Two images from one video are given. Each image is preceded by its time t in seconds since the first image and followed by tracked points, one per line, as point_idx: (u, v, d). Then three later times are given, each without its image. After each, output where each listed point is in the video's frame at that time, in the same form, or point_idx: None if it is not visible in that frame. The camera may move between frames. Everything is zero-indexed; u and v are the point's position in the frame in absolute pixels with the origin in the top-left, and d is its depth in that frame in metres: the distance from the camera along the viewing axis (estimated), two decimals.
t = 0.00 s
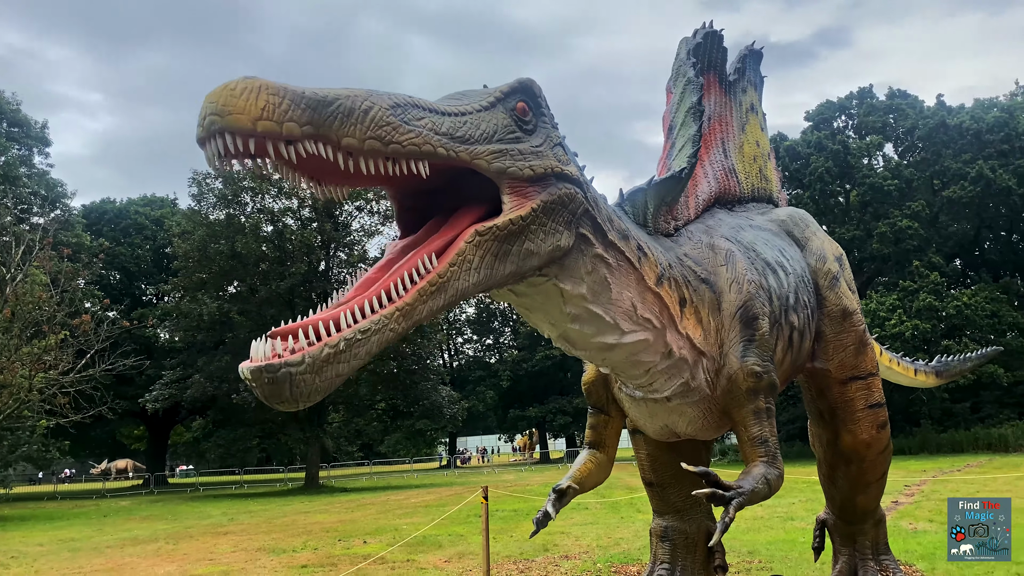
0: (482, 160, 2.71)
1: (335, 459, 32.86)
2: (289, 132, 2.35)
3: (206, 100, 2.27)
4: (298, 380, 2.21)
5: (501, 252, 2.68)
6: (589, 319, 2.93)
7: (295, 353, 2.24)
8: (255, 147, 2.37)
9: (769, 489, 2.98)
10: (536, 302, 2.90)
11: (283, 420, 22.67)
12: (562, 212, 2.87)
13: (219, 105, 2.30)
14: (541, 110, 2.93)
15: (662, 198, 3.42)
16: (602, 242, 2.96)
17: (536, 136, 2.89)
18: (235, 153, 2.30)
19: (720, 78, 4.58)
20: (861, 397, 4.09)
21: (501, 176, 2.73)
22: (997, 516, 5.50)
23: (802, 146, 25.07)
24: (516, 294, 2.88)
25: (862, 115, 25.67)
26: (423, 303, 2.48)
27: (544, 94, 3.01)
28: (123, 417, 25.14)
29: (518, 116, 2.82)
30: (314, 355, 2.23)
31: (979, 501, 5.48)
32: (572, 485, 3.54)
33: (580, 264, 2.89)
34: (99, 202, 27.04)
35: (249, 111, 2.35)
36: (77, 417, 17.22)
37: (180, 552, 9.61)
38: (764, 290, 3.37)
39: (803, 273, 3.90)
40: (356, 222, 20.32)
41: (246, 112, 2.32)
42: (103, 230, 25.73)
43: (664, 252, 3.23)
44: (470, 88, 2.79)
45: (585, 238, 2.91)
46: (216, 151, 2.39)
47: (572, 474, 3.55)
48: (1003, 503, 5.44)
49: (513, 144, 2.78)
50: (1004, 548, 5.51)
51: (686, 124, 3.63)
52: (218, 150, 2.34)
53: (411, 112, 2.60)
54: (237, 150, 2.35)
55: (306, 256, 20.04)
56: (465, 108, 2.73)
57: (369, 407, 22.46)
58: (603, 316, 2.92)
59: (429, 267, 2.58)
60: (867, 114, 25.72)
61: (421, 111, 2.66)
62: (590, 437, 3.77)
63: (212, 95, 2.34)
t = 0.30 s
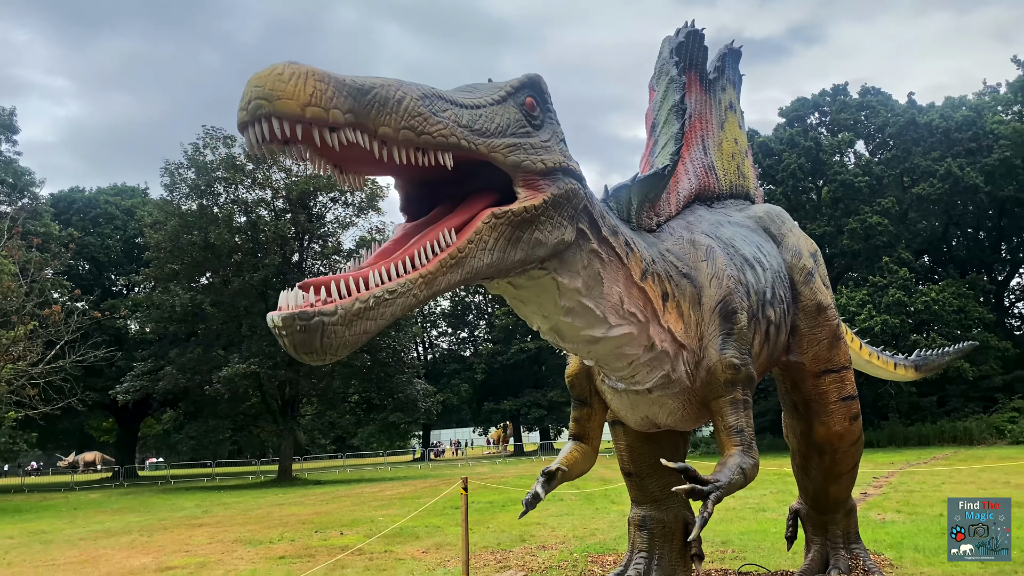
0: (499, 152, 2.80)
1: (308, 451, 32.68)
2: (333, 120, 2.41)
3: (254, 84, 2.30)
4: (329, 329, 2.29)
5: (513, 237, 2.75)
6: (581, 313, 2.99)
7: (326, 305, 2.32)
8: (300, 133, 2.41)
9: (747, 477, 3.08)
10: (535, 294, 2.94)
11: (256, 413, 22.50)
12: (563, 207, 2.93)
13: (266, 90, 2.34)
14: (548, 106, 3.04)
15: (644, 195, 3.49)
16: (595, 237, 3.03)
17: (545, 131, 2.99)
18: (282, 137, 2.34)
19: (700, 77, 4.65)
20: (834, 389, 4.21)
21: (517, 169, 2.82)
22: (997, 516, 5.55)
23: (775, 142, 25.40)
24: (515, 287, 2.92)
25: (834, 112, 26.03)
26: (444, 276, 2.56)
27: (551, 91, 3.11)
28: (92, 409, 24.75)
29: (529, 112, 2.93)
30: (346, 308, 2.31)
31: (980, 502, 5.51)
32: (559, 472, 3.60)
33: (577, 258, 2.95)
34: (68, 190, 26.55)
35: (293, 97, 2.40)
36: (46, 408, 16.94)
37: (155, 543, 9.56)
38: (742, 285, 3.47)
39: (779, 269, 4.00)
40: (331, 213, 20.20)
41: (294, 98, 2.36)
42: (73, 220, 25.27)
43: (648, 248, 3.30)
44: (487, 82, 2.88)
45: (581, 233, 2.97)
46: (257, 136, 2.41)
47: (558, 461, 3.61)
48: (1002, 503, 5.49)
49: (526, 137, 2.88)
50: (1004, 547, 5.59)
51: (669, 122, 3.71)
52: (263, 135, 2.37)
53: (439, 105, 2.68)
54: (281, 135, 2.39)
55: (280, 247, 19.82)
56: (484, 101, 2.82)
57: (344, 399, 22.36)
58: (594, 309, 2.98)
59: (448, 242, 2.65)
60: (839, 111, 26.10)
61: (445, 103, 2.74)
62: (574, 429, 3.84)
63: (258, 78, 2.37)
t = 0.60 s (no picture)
0: (517, 148, 2.92)
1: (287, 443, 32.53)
2: (386, 112, 2.49)
3: (312, 74, 2.36)
4: (372, 272, 2.37)
5: (529, 222, 2.82)
6: (575, 305, 3.05)
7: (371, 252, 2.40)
8: (354, 123, 2.49)
9: (727, 467, 3.18)
10: (536, 288, 2.99)
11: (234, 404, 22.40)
12: (566, 202, 3.00)
13: (323, 80, 2.41)
14: (555, 105, 3.18)
15: (630, 190, 3.56)
16: (591, 230, 3.09)
17: (553, 128, 3.12)
18: (341, 128, 2.42)
19: (684, 75, 4.72)
20: (812, 380, 4.32)
21: (534, 165, 2.95)
22: (997, 516, 5.52)
23: (754, 137, 25.64)
24: (517, 278, 2.96)
25: (813, 108, 26.32)
26: (469, 247, 2.65)
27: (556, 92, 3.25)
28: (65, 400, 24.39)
29: (540, 109, 3.07)
30: (387, 257, 2.40)
31: (980, 502, 5.46)
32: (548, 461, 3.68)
33: (576, 252, 3.01)
34: (42, 178, 26.12)
35: (350, 88, 2.47)
36: (20, 399, 16.71)
37: (136, 534, 9.52)
38: (724, 278, 3.57)
39: (759, 262, 4.09)
40: (311, 204, 20.09)
41: (351, 90, 2.44)
42: (47, 209, 24.87)
43: (635, 242, 3.37)
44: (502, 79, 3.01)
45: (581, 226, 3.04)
46: (308, 124, 2.47)
47: (547, 450, 3.69)
48: (1002, 503, 5.45)
49: (541, 133, 3.00)
50: (1002, 546, 5.61)
51: (655, 119, 3.78)
52: (319, 123, 2.44)
53: (468, 101, 2.80)
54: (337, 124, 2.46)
55: (258, 238, 19.64)
56: (502, 98, 2.94)
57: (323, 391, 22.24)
58: (587, 302, 3.05)
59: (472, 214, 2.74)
60: (818, 107, 26.40)
61: (469, 97, 2.86)
62: (562, 420, 3.92)
63: (317, 66, 2.43)
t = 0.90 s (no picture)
0: (523, 142, 2.97)
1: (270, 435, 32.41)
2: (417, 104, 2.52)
3: (352, 63, 2.35)
4: (401, 221, 2.40)
5: (532, 209, 2.85)
6: (563, 298, 3.07)
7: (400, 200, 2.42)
8: (389, 114, 2.50)
9: (706, 457, 3.26)
10: (529, 279, 3.00)
11: (217, 395, 22.33)
12: (561, 195, 3.04)
13: (362, 70, 2.41)
14: (554, 99, 3.24)
15: (615, 184, 3.62)
16: (580, 223, 3.14)
17: (552, 123, 3.18)
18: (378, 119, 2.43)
19: (668, 71, 4.79)
20: (791, 372, 4.41)
21: (538, 159, 3.01)
22: (998, 516, 5.16)
23: (738, 132, 25.81)
24: (511, 270, 2.96)
25: (797, 104, 26.52)
26: (485, 221, 2.68)
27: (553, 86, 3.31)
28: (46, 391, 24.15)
29: (542, 103, 3.13)
30: (415, 208, 2.44)
31: (980, 502, 5.10)
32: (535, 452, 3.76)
33: (567, 244, 3.05)
34: (23, 167, 25.80)
35: (387, 80, 2.47)
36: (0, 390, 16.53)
37: (119, 524, 9.49)
38: (706, 272, 3.66)
39: (740, 257, 4.18)
40: (296, 196, 20.01)
41: (389, 81, 2.44)
42: (28, 198, 24.60)
43: (619, 236, 3.42)
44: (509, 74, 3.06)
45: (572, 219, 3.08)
46: (345, 113, 2.46)
47: (533, 442, 3.76)
48: (1003, 503, 5.09)
49: (545, 127, 3.07)
50: (1003, 545, 5.25)
51: (640, 115, 3.85)
52: (356, 113, 2.43)
53: (484, 94, 2.85)
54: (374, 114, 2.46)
55: (243, 230, 19.53)
56: (510, 93, 2.99)
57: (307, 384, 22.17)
58: (575, 295, 3.08)
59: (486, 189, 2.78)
60: (802, 103, 26.60)
61: (484, 91, 2.90)
62: (548, 410, 3.99)
63: (355, 54, 2.42)
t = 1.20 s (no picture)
0: (513, 138, 2.98)
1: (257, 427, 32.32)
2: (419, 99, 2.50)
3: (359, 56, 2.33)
4: (402, 179, 2.43)
5: (520, 199, 2.86)
6: (544, 292, 3.09)
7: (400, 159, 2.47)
8: (390, 108, 2.48)
9: (682, 451, 3.31)
10: (512, 273, 3.00)
11: (203, 387, 22.26)
12: (547, 189, 3.05)
13: (365, 63, 2.38)
14: (541, 96, 3.26)
15: (595, 180, 3.64)
16: (560, 218, 3.15)
17: (540, 118, 3.19)
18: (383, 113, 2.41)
19: (650, 67, 4.81)
20: (770, 366, 4.46)
21: (528, 154, 3.02)
22: (998, 515, 5.10)
23: (727, 127, 25.91)
24: (496, 263, 2.96)
25: (785, 99, 26.61)
26: (478, 200, 2.69)
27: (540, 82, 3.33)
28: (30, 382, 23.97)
29: (529, 99, 3.14)
30: (414, 169, 2.46)
31: (980, 502, 5.02)
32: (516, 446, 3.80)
33: (550, 239, 3.06)
34: (7, 156, 25.55)
35: (389, 74, 2.45)
36: None
37: (103, 515, 9.47)
38: (685, 268, 3.70)
39: (719, 252, 4.22)
40: (284, 187, 19.93)
41: (394, 77, 2.42)
42: (13, 187, 24.38)
43: (598, 232, 3.45)
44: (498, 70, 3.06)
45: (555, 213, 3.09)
46: (345, 109, 2.43)
47: (514, 437, 3.81)
48: (1003, 503, 5.02)
49: (533, 123, 3.08)
50: (1003, 545, 5.21)
51: (621, 111, 3.88)
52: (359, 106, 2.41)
53: (478, 89, 2.85)
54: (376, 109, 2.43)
55: (230, 221, 19.43)
56: (500, 89, 3.00)
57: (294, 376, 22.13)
58: (556, 289, 3.10)
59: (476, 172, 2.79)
60: (790, 98, 26.69)
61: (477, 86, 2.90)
62: (528, 403, 4.04)
63: (359, 48, 2.39)
